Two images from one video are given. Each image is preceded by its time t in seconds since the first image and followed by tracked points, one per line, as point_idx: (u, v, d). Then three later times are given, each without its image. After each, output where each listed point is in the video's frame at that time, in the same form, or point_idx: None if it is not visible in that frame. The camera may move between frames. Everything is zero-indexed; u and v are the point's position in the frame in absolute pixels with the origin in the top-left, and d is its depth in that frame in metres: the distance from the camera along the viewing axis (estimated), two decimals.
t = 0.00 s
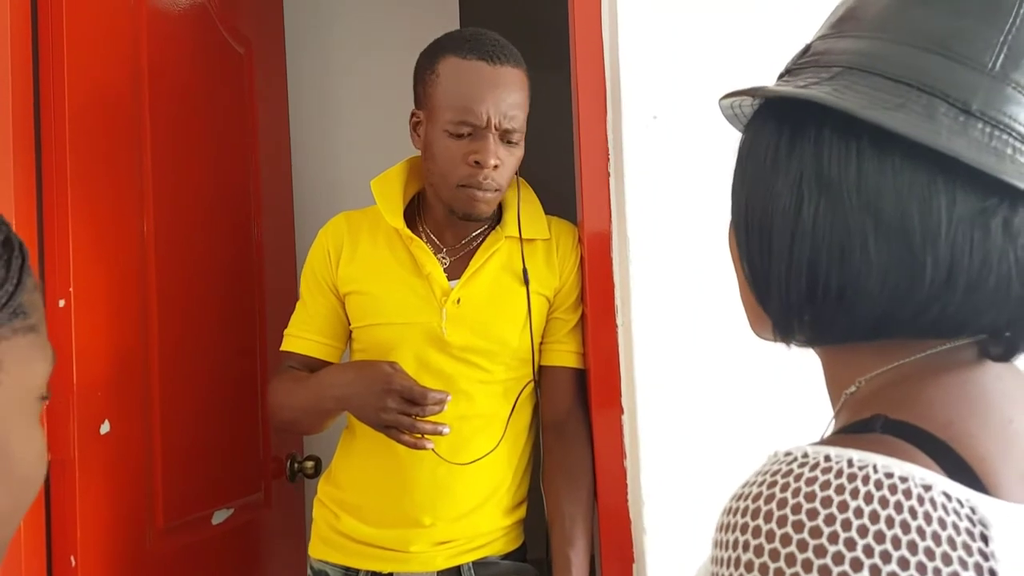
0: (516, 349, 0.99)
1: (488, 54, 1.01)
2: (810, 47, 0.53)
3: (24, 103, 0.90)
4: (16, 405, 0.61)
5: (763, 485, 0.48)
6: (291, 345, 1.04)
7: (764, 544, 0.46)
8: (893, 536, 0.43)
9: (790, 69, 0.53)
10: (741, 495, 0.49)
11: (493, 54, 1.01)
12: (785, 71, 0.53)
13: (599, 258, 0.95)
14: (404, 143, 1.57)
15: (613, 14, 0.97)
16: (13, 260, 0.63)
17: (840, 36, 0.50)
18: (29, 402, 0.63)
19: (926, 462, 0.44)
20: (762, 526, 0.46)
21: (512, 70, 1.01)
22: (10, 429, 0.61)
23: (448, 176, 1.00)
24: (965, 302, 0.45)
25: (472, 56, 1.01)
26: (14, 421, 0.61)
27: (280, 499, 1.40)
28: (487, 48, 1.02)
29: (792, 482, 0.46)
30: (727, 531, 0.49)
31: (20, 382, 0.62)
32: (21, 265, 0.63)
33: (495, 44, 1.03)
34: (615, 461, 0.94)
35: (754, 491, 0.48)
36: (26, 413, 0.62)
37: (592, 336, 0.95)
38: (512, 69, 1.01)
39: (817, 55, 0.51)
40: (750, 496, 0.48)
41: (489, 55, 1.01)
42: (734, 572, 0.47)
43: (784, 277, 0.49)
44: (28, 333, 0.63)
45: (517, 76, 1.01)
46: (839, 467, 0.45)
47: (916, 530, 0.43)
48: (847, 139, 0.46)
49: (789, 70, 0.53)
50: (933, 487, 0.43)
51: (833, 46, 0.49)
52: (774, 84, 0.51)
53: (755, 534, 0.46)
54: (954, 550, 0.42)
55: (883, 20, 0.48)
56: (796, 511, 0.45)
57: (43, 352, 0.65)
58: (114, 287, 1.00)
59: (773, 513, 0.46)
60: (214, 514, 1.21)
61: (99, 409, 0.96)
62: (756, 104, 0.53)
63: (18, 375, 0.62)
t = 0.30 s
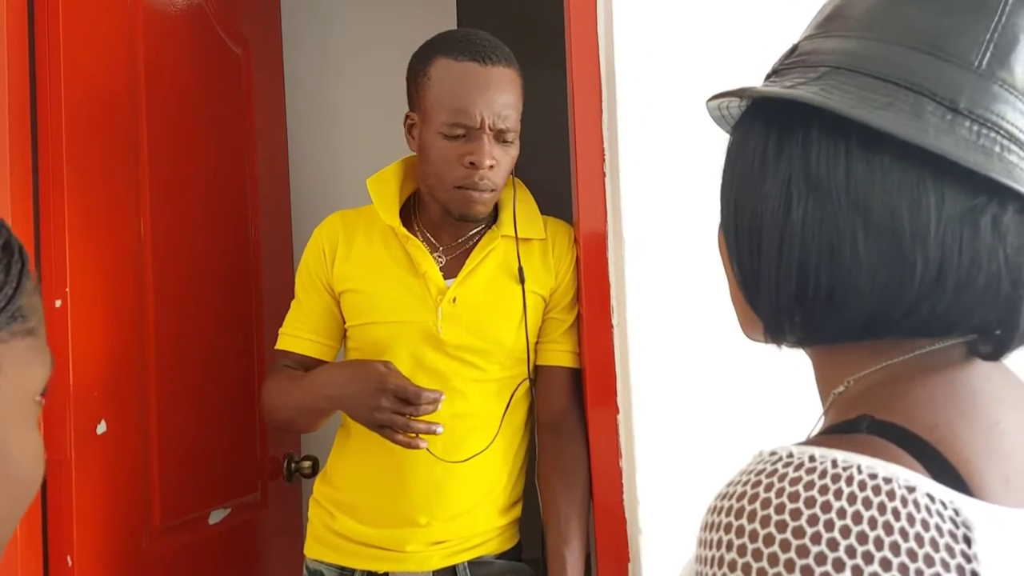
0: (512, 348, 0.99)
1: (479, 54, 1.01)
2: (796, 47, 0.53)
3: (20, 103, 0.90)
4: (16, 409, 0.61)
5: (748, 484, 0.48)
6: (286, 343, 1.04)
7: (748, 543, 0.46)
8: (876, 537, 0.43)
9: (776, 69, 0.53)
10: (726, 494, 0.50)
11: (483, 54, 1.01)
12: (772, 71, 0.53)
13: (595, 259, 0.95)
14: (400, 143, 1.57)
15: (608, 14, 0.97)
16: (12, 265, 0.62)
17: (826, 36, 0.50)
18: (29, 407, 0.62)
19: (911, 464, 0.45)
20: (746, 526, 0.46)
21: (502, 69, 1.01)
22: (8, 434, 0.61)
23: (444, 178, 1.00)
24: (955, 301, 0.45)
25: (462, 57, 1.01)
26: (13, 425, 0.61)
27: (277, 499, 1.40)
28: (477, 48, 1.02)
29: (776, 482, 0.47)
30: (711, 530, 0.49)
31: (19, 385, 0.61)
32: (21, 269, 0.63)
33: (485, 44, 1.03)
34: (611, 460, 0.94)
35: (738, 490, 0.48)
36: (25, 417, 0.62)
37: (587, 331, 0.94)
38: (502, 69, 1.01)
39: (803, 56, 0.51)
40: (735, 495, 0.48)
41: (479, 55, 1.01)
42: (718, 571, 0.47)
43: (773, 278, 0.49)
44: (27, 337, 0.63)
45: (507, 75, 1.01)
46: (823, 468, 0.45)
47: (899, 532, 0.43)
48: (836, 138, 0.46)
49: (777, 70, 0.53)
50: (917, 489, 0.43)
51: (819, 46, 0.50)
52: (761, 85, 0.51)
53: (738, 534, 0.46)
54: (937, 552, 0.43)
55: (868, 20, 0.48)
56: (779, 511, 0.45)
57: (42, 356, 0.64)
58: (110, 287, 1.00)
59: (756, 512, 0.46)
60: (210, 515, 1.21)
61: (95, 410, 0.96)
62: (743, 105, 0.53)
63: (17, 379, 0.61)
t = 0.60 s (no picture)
0: (512, 350, 0.99)
1: (489, 58, 1.01)
2: (801, 47, 0.53)
3: (21, 105, 0.90)
4: (16, 414, 0.61)
5: (741, 484, 0.48)
6: (285, 345, 1.04)
7: (741, 543, 0.46)
8: (868, 539, 0.43)
9: (781, 68, 0.53)
10: (719, 494, 0.50)
11: (493, 58, 1.02)
12: (777, 71, 0.53)
13: (595, 260, 0.96)
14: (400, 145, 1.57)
15: (608, 17, 0.98)
16: (12, 270, 0.62)
17: (834, 35, 0.50)
18: (28, 412, 0.62)
19: (904, 466, 0.45)
20: (738, 526, 0.46)
21: (512, 73, 1.01)
22: (8, 439, 0.61)
23: (464, 184, 1.00)
24: (958, 303, 0.45)
25: (473, 62, 1.01)
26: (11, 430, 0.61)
27: (277, 501, 1.40)
28: (486, 53, 1.02)
29: (769, 482, 0.47)
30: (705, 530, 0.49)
31: (17, 391, 0.61)
32: (21, 274, 0.63)
33: (492, 49, 1.03)
34: (610, 462, 0.94)
35: (731, 490, 0.48)
36: (24, 422, 0.62)
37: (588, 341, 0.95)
38: (512, 73, 1.01)
39: (809, 55, 0.51)
40: (727, 495, 0.48)
41: (490, 59, 1.01)
42: (710, 572, 0.48)
43: (776, 277, 0.49)
44: (26, 343, 0.63)
45: (515, 78, 1.01)
46: (816, 469, 0.45)
47: (891, 533, 0.43)
48: (842, 138, 0.46)
49: (781, 70, 0.53)
50: (909, 491, 0.43)
51: (826, 46, 0.50)
52: (767, 83, 0.51)
53: (731, 534, 0.47)
54: (929, 554, 0.43)
55: (877, 21, 0.48)
56: (772, 512, 0.45)
57: (42, 361, 0.64)
58: (110, 289, 1.00)
59: (749, 513, 0.46)
60: (209, 517, 1.21)
61: (94, 412, 0.96)
62: (747, 103, 0.53)
63: (15, 385, 0.61)
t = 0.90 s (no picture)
0: (513, 352, 0.99)
1: (498, 57, 1.02)
2: (796, 48, 0.53)
3: (20, 108, 0.90)
4: (19, 416, 0.61)
5: (742, 484, 0.48)
6: (286, 348, 1.04)
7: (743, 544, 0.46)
8: (870, 539, 0.43)
9: (777, 69, 0.53)
10: (720, 494, 0.50)
11: (502, 57, 1.02)
12: (772, 72, 0.53)
13: (595, 261, 0.95)
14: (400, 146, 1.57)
15: (607, 18, 0.98)
16: (17, 273, 0.62)
17: (829, 35, 0.50)
18: (32, 414, 0.62)
19: (904, 465, 0.45)
20: (740, 526, 0.46)
21: (519, 73, 1.02)
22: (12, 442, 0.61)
23: (470, 181, 1.00)
24: (958, 302, 0.45)
25: (482, 60, 1.01)
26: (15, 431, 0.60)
27: (278, 504, 1.40)
28: (494, 52, 1.03)
29: (771, 482, 0.47)
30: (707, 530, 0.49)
31: (22, 393, 0.61)
32: (24, 277, 0.63)
33: (500, 49, 1.03)
34: (611, 462, 0.94)
35: (732, 490, 0.49)
36: (28, 425, 0.62)
37: (588, 340, 0.94)
38: (519, 73, 1.02)
39: (804, 56, 0.51)
40: (729, 495, 0.48)
41: (499, 58, 1.02)
42: (712, 571, 0.48)
43: (776, 279, 0.49)
44: (31, 346, 0.62)
45: (522, 79, 1.02)
46: (818, 469, 0.46)
47: (893, 534, 0.43)
48: (840, 139, 0.46)
49: (777, 71, 0.53)
50: (911, 491, 0.43)
51: (820, 46, 0.50)
52: (763, 84, 0.51)
53: (733, 534, 0.47)
54: (931, 554, 0.43)
55: (872, 21, 0.48)
56: (773, 513, 0.45)
57: (47, 364, 0.64)
58: (110, 292, 1.00)
59: (751, 513, 0.46)
60: (210, 519, 1.21)
61: (94, 415, 0.96)
62: (744, 105, 0.53)
63: (20, 386, 0.61)
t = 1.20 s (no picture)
0: (514, 352, 0.99)
1: (500, 53, 1.02)
2: (793, 49, 0.53)
3: (19, 109, 0.90)
4: (24, 420, 0.58)
5: (746, 485, 0.48)
6: (286, 351, 1.04)
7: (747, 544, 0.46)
8: (875, 539, 0.43)
9: (773, 71, 0.53)
10: (724, 495, 0.50)
11: (503, 53, 1.02)
12: (769, 73, 0.54)
13: (595, 261, 0.96)
14: (398, 146, 1.57)
15: (606, 17, 0.98)
16: (26, 276, 0.60)
17: (824, 36, 0.50)
18: (37, 418, 0.60)
19: (907, 465, 0.45)
20: (745, 527, 0.46)
21: (521, 68, 1.02)
22: (19, 448, 0.58)
23: (475, 175, 1.00)
24: (958, 300, 0.45)
25: (484, 54, 1.02)
26: (19, 435, 0.58)
27: (277, 504, 1.40)
28: (496, 47, 1.03)
29: (775, 483, 0.47)
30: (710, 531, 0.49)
31: (29, 397, 0.59)
32: (34, 280, 0.60)
33: (501, 44, 1.03)
34: (609, 462, 0.94)
35: (737, 491, 0.49)
36: (35, 429, 0.59)
37: (587, 340, 0.95)
38: (521, 68, 1.02)
39: (800, 57, 0.51)
40: (733, 496, 0.49)
41: (501, 53, 1.02)
42: (717, 571, 0.48)
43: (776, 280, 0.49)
44: (38, 349, 0.60)
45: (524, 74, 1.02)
46: (822, 469, 0.46)
47: (898, 533, 0.43)
48: (837, 140, 0.46)
49: (773, 72, 0.53)
50: (915, 491, 0.43)
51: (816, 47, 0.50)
52: (759, 86, 0.51)
53: (737, 534, 0.47)
54: (935, 554, 0.43)
55: (867, 21, 0.48)
56: (778, 513, 0.45)
57: (56, 368, 0.62)
58: (109, 293, 1.00)
59: (756, 513, 0.46)
60: (210, 519, 1.21)
61: (94, 416, 0.96)
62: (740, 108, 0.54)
63: (27, 390, 0.58)
